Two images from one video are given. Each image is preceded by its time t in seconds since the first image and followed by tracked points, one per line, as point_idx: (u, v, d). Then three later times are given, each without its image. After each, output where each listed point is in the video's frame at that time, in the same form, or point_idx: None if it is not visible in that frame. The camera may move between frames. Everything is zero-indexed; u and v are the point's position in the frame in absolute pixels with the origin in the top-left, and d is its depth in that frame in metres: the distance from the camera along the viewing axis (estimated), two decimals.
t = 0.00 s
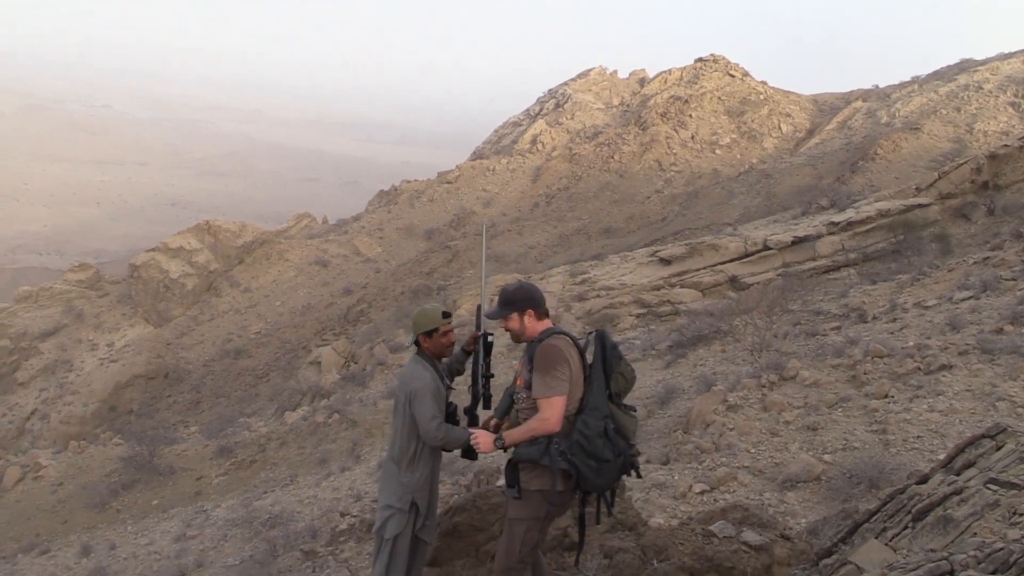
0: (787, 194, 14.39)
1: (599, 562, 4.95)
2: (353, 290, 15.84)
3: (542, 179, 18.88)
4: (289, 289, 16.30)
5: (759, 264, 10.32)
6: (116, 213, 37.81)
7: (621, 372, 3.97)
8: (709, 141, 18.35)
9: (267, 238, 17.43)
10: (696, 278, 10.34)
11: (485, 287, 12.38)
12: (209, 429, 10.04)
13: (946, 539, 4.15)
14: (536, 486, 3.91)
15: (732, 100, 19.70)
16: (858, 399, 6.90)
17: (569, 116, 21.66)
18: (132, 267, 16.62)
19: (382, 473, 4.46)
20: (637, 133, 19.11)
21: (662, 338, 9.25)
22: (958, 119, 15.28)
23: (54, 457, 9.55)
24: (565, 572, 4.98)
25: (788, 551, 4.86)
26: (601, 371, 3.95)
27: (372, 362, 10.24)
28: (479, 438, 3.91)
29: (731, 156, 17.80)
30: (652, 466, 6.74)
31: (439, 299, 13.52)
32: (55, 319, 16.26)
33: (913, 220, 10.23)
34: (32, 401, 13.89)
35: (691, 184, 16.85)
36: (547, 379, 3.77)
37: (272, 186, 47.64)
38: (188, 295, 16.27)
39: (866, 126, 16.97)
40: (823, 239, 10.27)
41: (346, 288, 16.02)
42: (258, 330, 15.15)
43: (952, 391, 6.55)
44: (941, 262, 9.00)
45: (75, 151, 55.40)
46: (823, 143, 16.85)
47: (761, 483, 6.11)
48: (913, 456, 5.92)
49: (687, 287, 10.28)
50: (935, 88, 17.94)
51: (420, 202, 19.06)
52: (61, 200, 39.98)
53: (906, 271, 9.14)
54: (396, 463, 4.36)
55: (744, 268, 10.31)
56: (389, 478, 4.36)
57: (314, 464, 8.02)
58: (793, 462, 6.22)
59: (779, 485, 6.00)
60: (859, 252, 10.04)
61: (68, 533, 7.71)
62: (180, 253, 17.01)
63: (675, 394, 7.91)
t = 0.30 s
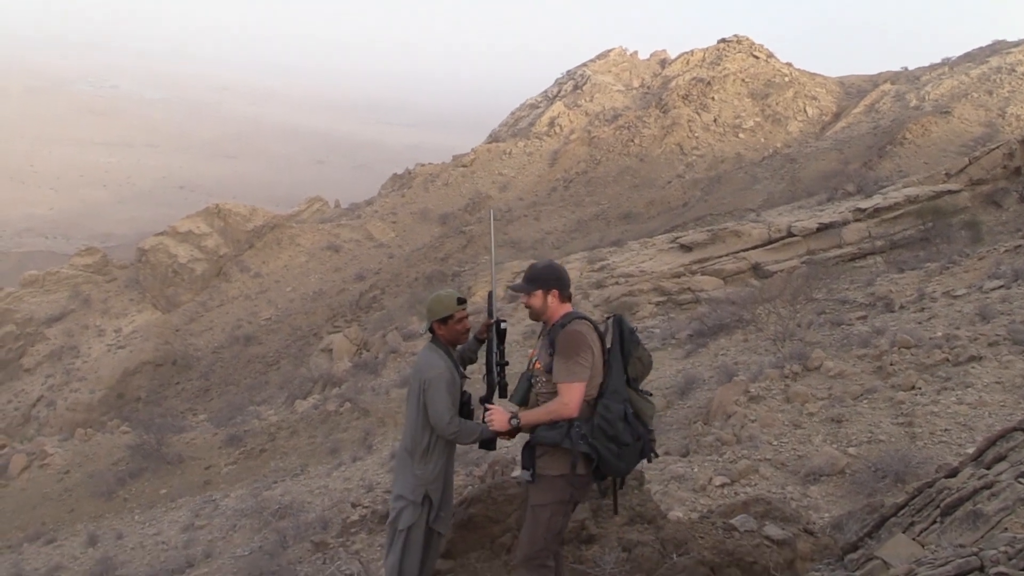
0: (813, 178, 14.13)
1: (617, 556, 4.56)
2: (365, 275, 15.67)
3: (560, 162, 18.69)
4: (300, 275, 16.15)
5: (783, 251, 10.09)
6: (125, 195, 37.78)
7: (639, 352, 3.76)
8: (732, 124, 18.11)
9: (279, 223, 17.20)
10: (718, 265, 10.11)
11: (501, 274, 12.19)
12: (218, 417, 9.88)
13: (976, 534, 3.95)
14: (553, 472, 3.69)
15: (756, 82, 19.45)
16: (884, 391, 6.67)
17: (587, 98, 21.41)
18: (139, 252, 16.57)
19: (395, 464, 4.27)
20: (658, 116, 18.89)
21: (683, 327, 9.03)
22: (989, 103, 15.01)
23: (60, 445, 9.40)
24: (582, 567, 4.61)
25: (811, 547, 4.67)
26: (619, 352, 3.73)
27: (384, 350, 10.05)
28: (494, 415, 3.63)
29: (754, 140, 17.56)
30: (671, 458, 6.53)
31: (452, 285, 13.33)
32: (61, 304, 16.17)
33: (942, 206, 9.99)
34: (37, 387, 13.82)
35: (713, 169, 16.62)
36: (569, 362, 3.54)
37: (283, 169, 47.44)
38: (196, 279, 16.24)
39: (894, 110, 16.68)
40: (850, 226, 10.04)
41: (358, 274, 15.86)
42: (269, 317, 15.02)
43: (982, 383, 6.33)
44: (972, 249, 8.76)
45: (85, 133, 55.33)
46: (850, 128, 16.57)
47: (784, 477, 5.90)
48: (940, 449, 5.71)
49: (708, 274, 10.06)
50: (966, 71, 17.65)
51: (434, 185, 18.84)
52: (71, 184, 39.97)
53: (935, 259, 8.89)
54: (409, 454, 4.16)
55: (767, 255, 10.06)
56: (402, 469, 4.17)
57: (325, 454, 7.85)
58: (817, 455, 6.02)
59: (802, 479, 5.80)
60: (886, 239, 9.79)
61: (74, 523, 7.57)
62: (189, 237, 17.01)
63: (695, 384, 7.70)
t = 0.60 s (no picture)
0: (857, 154, 13.62)
1: (645, 556, 4.18)
2: (376, 256, 15.21)
3: (585, 136, 18.20)
4: (306, 257, 15.70)
5: (824, 233, 9.58)
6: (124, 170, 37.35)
7: (667, 336, 3.47)
8: (771, 95, 17.60)
9: (280, 199, 16.81)
10: (754, 247, 9.58)
11: (522, 255, 11.69)
12: (218, 408, 9.42)
13: None
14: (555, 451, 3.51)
15: (796, 50, 18.93)
16: (933, 383, 6.14)
17: (615, 66, 20.75)
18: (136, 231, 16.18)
19: (408, 451, 3.86)
20: (691, 87, 18.30)
21: (716, 313, 8.50)
22: None
23: (50, 437, 8.95)
24: (606, 568, 4.23)
25: (853, 548, 4.15)
26: (644, 336, 3.47)
27: (396, 336, 9.57)
28: (446, 350, 3.52)
29: (794, 112, 17.04)
30: (702, 454, 6.02)
31: (468, 265, 12.85)
32: (52, 286, 15.86)
33: (998, 185, 9.46)
34: (27, 374, 13.46)
35: (750, 144, 16.05)
36: (561, 335, 3.39)
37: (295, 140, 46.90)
38: (195, 261, 15.80)
39: (946, 80, 16.02)
40: (897, 206, 9.49)
41: (368, 255, 15.42)
42: (272, 300, 14.62)
43: None
44: None
45: (92, 106, 54.61)
46: (898, 100, 15.97)
47: (824, 475, 5.41)
48: (995, 447, 5.21)
49: (744, 257, 9.52)
50: None
51: (450, 161, 18.34)
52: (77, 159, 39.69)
53: (988, 242, 8.29)
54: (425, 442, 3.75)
55: (807, 238, 9.55)
56: (417, 459, 3.75)
57: (332, 447, 7.37)
58: (860, 451, 5.51)
59: (844, 477, 5.31)
60: (936, 221, 9.20)
61: (63, 520, 7.13)
62: (188, 215, 16.50)
63: (728, 374, 7.18)
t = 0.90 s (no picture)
0: (917, 118, 11.98)
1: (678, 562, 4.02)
2: (377, 232, 14.61)
3: (611, 99, 17.41)
4: (303, 232, 15.21)
5: (880, 204, 8.71)
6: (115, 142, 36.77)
7: (683, 329, 3.16)
8: (818, 53, 15.73)
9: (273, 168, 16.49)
10: (799, 222, 8.88)
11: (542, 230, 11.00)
12: (206, 398, 8.79)
13: None
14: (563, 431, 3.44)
15: (849, 3, 16.50)
16: (1000, 373, 5.39)
17: (644, 21, 19.66)
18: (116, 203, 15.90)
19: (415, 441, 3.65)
20: (728, 42, 17.09)
21: (756, 296, 7.83)
22: None
23: (20, 431, 8.34)
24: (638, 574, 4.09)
25: (908, 555, 3.76)
26: (662, 325, 3.20)
27: (402, 320, 8.90)
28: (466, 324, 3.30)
29: (843, 72, 15.01)
30: (740, 452, 5.35)
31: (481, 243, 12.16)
32: (24, 266, 15.29)
33: None
34: None
35: (794, 107, 14.70)
36: (585, 302, 3.19)
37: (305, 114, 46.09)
38: (178, 236, 15.38)
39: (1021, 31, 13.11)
40: (960, 175, 8.44)
41: (370, 231, 14.83)
42: (262, 281, 14.13)
43: None
44: None
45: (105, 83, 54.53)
46: (962, 55, 13.43)
47: (876, 474, 4.74)
48: None
49: (788, 233, 8.85)
50: None
51: (462, 125, 17.68)
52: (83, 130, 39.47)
53: None
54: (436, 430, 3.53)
55: (859, 211, 8.74)
56: (427, 447, 3.54)
57: (332, 442, 6.74)
58: (916, 450, 4.82)
59: (898, 478, 4.63)
60: (1004, 191, 8.05)
61: (34, 524, 6.58)
62: (173, 187, 16.11)
63: (769, 363, 6.51)
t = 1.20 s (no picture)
0: (960, 84, 11.88)
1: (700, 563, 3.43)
2: (377, 209, 14.19)
3: (630, 64, 16.95)
4: (296, 208, 14.72)
5: (921, 179, 8.24)
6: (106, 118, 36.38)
7: (722, 324, 2.68)
8: (857, 14, 15.61)
9: (265, 140, 16.01)
10: (835, 197, 8.40)
11: (557, 206, 10.55)
12: (194, 388, 8.37)
13: None
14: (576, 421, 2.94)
15: None
16: None
17: None
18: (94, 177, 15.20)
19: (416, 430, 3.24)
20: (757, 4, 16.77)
21: (787, 278, 7.38)
22: None
23: None
24: None
25: (950, 557, 3.38)
26: (701, 319, 2.72)
27: (405, 304, 8.45)
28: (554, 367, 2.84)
29: (883, 34, 14.89)
30: (770, 445, 4.88)
31: (490, 221, 11.72)
32: None
33: None
34: None
35: (829, 73, 14.38)
36: (640, 292, 2.68)
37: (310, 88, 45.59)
38: (162, 213, 14.94)
39: None
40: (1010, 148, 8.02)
41: (370, 207, 14.40)
42: (254, 261, 13.67)
43: None
44: None
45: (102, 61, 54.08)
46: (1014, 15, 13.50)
47: (916, 470, 4.29)
48: None
49: (823, 209, 8.37)
50: None
51: (469, 93, 17.22)
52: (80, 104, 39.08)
53: None
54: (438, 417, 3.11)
55: (900, 185, 8.26)
56: (428, 437, 3.13)
57: (329, 436, 6.30)
58: (961, 444, 4.36)
59: (940, 474, 4.18)
60: None
61: (8, 524, 6.19)
62: (154, 157, 15.45)
63: (802, 350, 6.04)
